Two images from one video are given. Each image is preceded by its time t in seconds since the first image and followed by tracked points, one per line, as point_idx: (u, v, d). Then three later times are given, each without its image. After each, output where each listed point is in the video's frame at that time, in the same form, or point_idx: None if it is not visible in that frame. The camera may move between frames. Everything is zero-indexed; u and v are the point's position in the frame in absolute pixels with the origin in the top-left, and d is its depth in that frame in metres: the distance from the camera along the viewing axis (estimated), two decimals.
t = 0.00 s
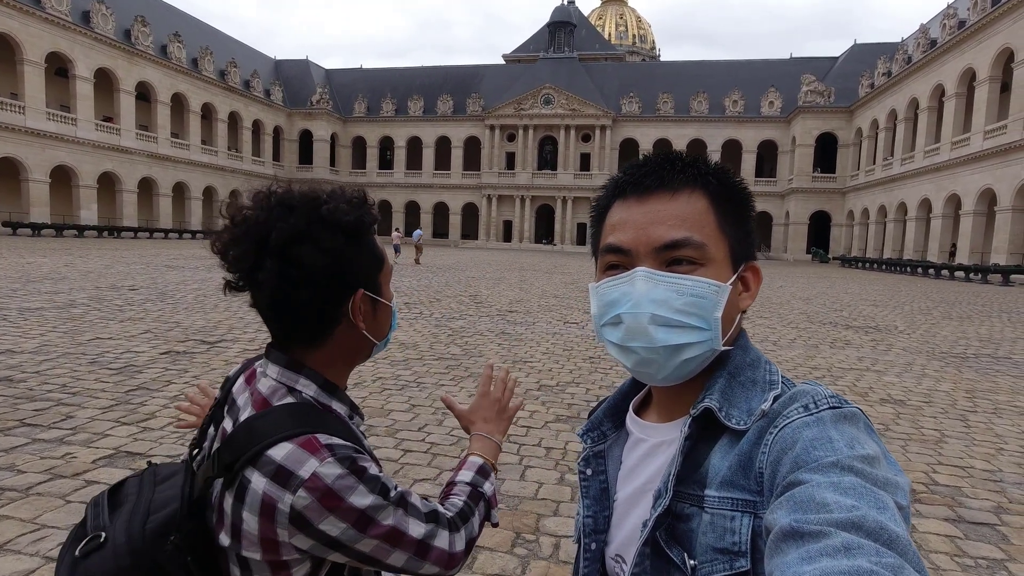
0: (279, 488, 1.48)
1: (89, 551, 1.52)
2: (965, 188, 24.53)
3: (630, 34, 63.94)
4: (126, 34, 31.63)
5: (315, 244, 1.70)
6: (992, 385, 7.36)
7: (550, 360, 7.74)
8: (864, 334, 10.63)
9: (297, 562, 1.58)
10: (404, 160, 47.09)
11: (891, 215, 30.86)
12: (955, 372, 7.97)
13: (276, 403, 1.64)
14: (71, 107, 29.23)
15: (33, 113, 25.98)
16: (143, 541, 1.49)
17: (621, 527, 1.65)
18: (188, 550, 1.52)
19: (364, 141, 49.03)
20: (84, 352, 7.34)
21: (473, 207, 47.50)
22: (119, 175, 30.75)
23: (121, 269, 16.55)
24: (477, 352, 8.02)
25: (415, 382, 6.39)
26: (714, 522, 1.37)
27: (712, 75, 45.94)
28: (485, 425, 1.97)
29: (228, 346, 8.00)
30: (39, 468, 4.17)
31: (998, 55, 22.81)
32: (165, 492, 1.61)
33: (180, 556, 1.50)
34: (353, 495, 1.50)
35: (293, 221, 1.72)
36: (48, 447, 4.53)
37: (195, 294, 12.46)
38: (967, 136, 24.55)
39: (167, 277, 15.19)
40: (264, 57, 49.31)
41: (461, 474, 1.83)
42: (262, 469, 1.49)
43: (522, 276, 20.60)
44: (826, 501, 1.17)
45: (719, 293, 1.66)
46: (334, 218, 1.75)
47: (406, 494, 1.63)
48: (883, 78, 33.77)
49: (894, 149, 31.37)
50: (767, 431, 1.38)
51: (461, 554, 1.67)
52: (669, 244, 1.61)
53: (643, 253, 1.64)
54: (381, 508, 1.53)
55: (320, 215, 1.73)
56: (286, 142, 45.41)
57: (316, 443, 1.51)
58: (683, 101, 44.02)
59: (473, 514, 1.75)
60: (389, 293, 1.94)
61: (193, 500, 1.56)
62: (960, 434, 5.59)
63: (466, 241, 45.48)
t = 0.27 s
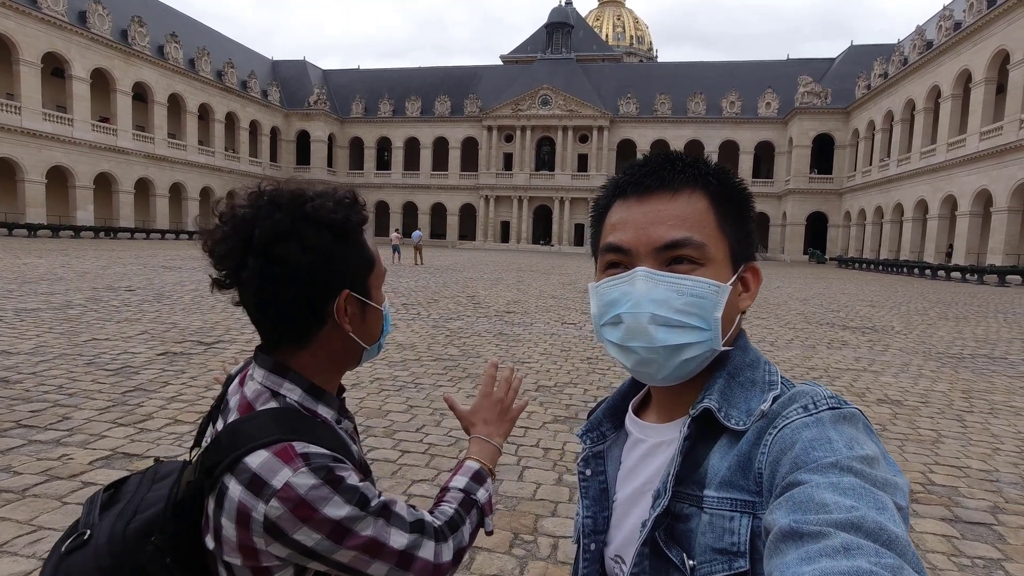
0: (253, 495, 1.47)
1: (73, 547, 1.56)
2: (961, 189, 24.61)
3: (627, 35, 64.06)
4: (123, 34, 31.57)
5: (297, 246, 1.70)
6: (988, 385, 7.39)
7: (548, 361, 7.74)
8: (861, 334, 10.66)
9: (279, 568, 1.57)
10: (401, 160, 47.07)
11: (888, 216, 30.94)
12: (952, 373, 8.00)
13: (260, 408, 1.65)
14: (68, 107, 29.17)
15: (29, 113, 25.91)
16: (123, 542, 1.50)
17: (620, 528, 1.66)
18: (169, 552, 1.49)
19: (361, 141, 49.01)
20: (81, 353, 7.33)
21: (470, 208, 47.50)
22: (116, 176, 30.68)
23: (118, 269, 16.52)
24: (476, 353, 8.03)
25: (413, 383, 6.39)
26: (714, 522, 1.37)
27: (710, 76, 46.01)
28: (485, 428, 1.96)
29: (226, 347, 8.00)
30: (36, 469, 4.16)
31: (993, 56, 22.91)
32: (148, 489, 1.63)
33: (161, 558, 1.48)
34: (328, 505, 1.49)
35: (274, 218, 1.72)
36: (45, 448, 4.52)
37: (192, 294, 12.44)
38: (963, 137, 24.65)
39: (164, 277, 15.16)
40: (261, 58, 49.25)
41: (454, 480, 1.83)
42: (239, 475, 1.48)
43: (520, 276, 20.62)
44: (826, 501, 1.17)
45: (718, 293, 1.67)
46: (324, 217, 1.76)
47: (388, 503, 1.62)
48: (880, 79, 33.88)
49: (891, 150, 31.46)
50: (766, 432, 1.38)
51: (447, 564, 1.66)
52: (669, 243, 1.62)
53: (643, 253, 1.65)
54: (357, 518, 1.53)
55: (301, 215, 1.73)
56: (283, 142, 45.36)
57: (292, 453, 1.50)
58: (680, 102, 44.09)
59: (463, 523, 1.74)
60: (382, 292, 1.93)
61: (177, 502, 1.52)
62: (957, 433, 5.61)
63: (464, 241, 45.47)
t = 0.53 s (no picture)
0: (213, 482, 1.48)
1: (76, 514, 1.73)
2: (958, 189, 24.66)
3: (625, 36, 64.15)
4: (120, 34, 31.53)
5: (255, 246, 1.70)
6: (986, 386, 7.41)
7: (546, 361, 7.75)
8: (859, 335, 10.68)
9: (249, 559, 1.56)
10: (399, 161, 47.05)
11: (885, 217, 31.00)
12: (949, 373, 8.02)
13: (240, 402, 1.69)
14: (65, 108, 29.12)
15: (26, 114, 25.84)
16: (114, 520, 1.60)
17: (618, 527, 1.66)
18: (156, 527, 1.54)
19: (359, 142, 48.99)
20: (79, 354, 7.32)
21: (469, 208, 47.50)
22: (113, 177, 30.61)
23: (116, 270, 16.49)
24: (474, 354, 8.02)
25: (411, 384, 6.39)
26: (711, 520, 1.37)
27: (707, 77, 46.06)
28: (479, 436, 1.86)
29: (223, 348, 7.99)
30: (34, 470, 4.16)
31: (990, 58, 22.97)
32: (138, 475, 1.76)
33: (142, 536, 1.55)
34: (277, 502, 1.46)
35: (249, 215, 1.73)
36: (43, 449, 4.52)
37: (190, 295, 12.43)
38: (960, 138, 24.69)
39: (162, 278, 15.15)
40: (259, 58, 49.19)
41: (435, 491, 1.74)
42: (205, 464, 1.50)
43: (518, 277, 20.61)
44: (824, 500, 1.17)
45: (717, 292, 1.67)
46: (304, 213, 1.79)
47: (354, 506, 1.56)
48: (877, 80, 33.95)
49: (888, 150, 31.49)
50: (764, 431, 1.38)
51: None
52: (669, 243, 1.62)
53: (643, 252, 1.65)
54: (312, 513, 1.48)
55: (273, 209, 1.74)
56: (281, 143, 45.32)
57: (251, 444, 1.49)
58: (678, 103, 44.13)
59: (435, 538, 1.64)
60: (327, 303, 1.81)
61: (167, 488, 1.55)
62: (954, 434, 5.62)
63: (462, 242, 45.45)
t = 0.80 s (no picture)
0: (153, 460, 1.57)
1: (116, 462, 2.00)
2: (957, 190, 24.69)
3: (625, 37, 64.18)
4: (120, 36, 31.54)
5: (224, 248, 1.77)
6: (985, 386, 7.42)
7: (545, 362, 7.75)
8: (858, 335, 10.69)
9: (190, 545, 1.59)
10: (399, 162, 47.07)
11: (885, 217, 31.02)
12: (948, 373, 8.02)
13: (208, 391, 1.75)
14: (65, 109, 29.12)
15: (25, 115, 25.83)
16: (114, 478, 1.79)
17: (617, 528, 1.66)
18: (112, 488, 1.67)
19: (359, 143, 49.01)
20: (78, 355, 7.32)
21: (468, 209, 47.51)
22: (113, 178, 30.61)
23: (116, 271, 16.49)
24: (473, 355, 8.03)
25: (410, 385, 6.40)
26: (710, 522, 1.37)
27: (707, 78, 46.10)
28: (436, 453, 1.71)
29: (223, 349, 7.98)
30: (33, 471, 4.15)
31: (989, 58, 23.00)
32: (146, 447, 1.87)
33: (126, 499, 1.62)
34: (182, 492, 1.48)
35: (233, 211, 1.79)
36: (43, 450, 4.52)
37: (189, 296, 12.43)
38: (960, 139, 24.70)
39: (162, 279, 15.15)
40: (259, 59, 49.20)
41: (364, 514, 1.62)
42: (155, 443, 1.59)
43: (518, 278, 20.62)
44: (822, 502, 1.17)
45: (715, 293, 1.67)
46: (291, 212, 1.84)
47: (264, 515, 1.50)
48: (877, 81, 33.97)
49: (888, 151, 31.50)
50: (764, 431, 1.39)
51: None
52: (667, 243, 1.62)
53: (641, 252, 1.65)
54: (216, 512, 1.48)
55: (258, 205, 1.79)
56: (281, 144, 45.33)
57: (180, 430, 1.54)
58: (678, 104, 44.16)
59: (343, 567, 1.52)
60: (256, 313, 1.81)
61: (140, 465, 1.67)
62: (954, 434, 5.62)
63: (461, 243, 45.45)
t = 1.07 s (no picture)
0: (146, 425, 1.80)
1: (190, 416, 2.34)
2: (957, 190, 24.71)
3: (624, 38, 64.23)
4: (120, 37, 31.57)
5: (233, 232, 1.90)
6: (985, 387, 7.43)
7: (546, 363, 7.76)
8: (858, 336, 10.70)
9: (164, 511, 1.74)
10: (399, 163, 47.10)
11: (885, 218, 31.04)
12: (949, 374, 8.02)
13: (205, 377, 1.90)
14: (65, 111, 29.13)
15: (25, 115, 25.83)
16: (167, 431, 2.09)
17: (618, 527, 1.66)
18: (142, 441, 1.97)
19: (359, 144, 49.04)
20: (78, 356, 7.31)
21: (469, 210, 47.54)
22: (113, 179, 30.62)
23: (116, 272, 16.49)
24: (473, 355, 8.03)
25: (411, 385, 6.40)
26: (711, 522, 1.37)
27: (706, 79, 46.14)
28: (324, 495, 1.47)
29: (223, 350, 7.97)
30: (34, 472, 4.15)
31: (989, 59, 23.01)
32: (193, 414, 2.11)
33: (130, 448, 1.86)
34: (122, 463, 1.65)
35: (250, 199, 1.91)
36: (43, 451, 4.51)
37: (190, 297, 12.43)
38: (960, 139, 24.70)
39: (162, 280, 15.16)
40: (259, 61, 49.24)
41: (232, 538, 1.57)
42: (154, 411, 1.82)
43: (518, 279, 20.63)
44: (822, 500, 1.18)
45: (717, 292, 1.68)
46: (305, 206, 1.93)
47: (162, 505, 1.59)
48: (876, 81, 34.02)
49: (888, 151, 31.49)
50: (764, 431, 1.39)
51: None
52: (668, 244, 1.62)
53: (642, 251, 1.66)
54: (132, 500, 1.61)
55: (276, 196, 1.90)
56: (281, 145, 45.35)
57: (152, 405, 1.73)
58: (678, 104, 44.19)
59: None
60: (247, 293, 1.91)
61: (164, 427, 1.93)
62: (954, 435, 5.62)
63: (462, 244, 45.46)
